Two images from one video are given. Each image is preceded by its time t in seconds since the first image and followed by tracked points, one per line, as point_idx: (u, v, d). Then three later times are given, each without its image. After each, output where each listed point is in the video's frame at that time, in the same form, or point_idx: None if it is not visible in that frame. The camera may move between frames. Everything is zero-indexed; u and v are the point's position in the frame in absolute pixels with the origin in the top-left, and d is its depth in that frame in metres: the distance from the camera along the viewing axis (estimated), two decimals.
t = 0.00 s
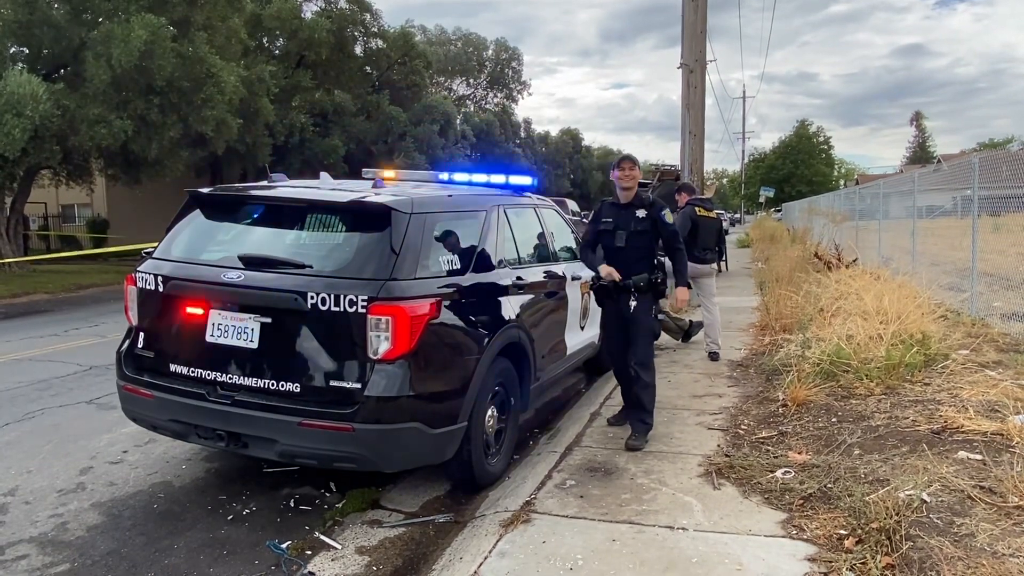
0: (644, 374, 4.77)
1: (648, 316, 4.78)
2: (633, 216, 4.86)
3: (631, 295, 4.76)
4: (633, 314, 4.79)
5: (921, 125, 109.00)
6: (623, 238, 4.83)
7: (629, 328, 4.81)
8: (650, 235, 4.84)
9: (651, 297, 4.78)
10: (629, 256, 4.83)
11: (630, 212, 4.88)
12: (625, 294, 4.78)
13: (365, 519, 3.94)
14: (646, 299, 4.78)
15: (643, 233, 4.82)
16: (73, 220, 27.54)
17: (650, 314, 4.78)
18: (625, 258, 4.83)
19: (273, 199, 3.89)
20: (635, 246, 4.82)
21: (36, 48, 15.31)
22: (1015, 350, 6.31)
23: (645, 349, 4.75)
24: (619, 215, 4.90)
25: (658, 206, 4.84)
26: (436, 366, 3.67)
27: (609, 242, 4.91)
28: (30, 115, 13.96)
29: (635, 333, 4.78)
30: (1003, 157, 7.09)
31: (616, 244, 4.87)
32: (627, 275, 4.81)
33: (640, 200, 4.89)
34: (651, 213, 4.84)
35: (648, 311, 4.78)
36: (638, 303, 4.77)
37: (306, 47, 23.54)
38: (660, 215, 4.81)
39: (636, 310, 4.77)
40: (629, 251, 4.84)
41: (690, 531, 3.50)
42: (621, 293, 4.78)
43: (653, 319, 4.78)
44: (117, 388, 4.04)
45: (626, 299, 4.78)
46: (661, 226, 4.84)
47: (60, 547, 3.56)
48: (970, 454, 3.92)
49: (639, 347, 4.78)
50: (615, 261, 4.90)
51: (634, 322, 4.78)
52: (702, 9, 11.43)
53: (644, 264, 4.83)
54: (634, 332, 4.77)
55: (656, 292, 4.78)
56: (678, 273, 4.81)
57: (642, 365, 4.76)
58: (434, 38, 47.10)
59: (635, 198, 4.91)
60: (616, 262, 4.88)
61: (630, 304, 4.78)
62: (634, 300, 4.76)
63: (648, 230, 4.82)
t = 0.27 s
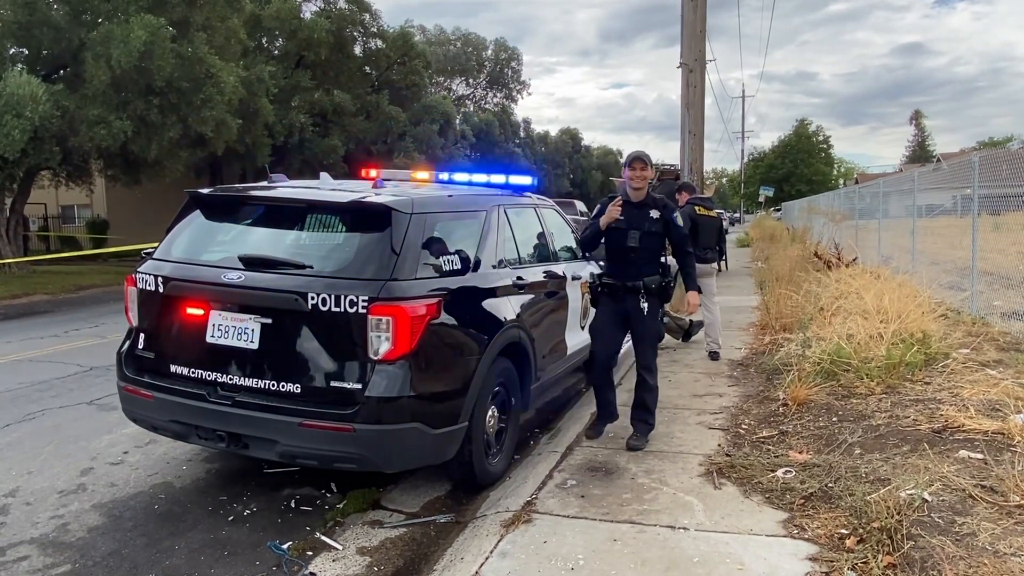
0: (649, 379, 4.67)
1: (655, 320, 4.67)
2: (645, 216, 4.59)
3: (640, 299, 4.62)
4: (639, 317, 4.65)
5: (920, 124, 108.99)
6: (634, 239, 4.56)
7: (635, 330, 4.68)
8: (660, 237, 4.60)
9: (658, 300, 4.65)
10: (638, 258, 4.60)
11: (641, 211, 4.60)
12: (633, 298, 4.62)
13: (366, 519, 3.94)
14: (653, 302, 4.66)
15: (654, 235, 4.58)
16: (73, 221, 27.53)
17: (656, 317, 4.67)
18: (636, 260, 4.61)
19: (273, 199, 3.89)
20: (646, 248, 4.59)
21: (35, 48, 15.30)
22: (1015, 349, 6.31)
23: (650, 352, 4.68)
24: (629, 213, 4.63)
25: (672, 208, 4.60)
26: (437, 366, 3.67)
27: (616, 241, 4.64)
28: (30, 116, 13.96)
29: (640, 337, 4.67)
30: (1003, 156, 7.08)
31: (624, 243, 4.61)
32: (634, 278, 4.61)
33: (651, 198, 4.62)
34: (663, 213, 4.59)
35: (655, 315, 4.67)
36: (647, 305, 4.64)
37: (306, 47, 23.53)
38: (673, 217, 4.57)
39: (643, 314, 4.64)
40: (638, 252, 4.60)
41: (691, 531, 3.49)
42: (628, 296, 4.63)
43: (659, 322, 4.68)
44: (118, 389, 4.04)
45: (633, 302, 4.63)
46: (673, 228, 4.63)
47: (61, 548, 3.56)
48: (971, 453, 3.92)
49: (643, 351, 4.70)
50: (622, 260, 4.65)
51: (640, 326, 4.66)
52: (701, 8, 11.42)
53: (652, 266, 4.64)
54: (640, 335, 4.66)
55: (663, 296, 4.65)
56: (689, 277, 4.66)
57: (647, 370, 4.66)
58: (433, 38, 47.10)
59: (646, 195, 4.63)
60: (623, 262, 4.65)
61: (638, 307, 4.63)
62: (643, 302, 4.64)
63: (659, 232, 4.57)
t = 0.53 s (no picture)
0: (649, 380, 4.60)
1: (656, 324, 4.50)
2: (649, 219, 4.44)
3: (643, 303, 4.43)
4: (640, 321, 4.46)
5: (920, 124, 109.06)
6: (638, 242, 4.38)
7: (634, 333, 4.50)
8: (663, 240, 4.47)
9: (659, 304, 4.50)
10: (642, 262, 4.41)
11: (644, 213, 4.44)
12: (636, 302, 4.42)
13: (366, 520, 3.94)
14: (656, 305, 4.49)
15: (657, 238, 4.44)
16: (73, 222, 27.56)
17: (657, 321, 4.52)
18: (641, 263, 4.42)
19: (273, 199, 3.89)
20: (650, 251, 4.42)
21: (34, 49, 15.31)
22: (1015, 349, 6.31)
23: (650, 356, 4.52)
24: (632, 215, 4.43)
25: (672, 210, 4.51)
26: (437, 366, 3.67)
27: (618, 244, 4.41)
28: (29, 117, 13.97)
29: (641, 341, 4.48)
30: (1002, 155, 7.08)
31: (627, 246, 4.40)
32: (638, 281, 4.41)
33: (652, 200, 4.49)
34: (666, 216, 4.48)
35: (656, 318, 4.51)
36: (649, 309, 4.46)
37: (305, 47, 23.55)
38: (675, 220, 4.48)
39: (646, 318, 4.46)
40: (641, 255, 4.42)
41: (691, 531, 3.49)
42: (631, 300, 4.42)
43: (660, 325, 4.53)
44: (117, 389, 4.04)
45: (636, 306, 4.43)
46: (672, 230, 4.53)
47: (61, 548, 3.56)
48: (970, 452, 3.92)
49: (643, 354, 4.54)
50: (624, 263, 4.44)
51: (641, 329, 4.48)
52: (700, 8, 11.42)
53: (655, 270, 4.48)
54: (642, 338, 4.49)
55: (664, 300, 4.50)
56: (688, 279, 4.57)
57: (647, 372, 4.58)
58: (432, 38, 47.14)
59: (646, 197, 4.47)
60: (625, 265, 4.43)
61: (641, 311, 4.44)
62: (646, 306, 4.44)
63: (662, 235, 4.44)
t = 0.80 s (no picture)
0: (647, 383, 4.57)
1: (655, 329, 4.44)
2: (642, 223, 4.28)
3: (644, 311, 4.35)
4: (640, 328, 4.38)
5: (919, 124, 109.09)
6: (635, 249, 4.24)
7: (633, 341, 4.41)
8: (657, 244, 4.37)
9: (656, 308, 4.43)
10: (639, 268, 4.29)
11: (636, 218, 4.29)
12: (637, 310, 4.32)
13: (365, 520, 3.94)
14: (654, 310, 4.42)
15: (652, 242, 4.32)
16: (72, 222, 27.59)
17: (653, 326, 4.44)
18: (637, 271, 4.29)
19: (273, 201, 3.89)
20: (646, 257, 4.30)
21: (34, 50, 15.31)
22: (1014, 349, 6.31)
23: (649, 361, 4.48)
24: (624, 221, 4.26)
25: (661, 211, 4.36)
26: (437, 366, 3.67)
27: (613, 252, 4.26)
28: (29, 118, 13.97)
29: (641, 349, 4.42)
30: (1002, 155, 7.08)
31: (622, 253, 4.26)
32: (637, 289, 4.31)
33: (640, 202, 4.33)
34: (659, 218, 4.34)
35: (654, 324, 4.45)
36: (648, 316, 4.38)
37: (304, 48, 23.55)
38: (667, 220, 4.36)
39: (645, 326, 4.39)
40: (637, 262, 4.29)
41: (691, 531, 3.50)
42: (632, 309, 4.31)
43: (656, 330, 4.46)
44: (117, 390, 4.04)
45: (637, 315, 4.34)
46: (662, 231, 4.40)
47: (61, 549, 3.56)
48: (969, 452, 3.93)
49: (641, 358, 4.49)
50: (620, 272, 4.29)
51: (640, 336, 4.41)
52: (699, 9, 11.43)
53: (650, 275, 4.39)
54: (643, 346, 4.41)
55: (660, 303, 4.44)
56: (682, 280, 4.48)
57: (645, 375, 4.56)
58: (432, 39, 47.14)
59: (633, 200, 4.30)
60: (622, 274, 4.29)
61: (641, 318, 4.36)
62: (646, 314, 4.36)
63: (657, 237, 4.33)
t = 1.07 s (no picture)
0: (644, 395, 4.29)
1: (646, 333, 4.24)
2: (624, 220, 4.18)
3: (631, 312, 4.19)
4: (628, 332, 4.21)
5: (919, 125, 109.10)
6: (617, 247, 4.14)
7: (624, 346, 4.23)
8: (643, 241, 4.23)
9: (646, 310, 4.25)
10: (624, 267, 4.17)
11: (618, 214, 4.19)
12: (624, 311, 4.17)
13: (365, 520, 3.94)
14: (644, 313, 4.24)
15: (636, 239, 4.19)
16: (72, 223, 27.61)
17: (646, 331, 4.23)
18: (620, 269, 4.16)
19: (272, 201, 3.90)
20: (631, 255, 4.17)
21: (34, 50, 15.31)
22: (1014, 349, 6.32)
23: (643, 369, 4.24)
24: (605, 218, 4.19)
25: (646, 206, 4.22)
26: (436, 367, 3.68)
27: (596, 252, 4.17)
28: (28, 118, 13.97)
29: (633, 354, 4.22)
30: (1001, 156, 7.08)
31: (605, 252, 4.16)
32: (624, 290, 4.17)
33: (623, 199, 4.23)
34: (643, 214, 4.21)
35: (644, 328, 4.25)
36: (637, 318, 4.21)
37: (304, 49, 23.56)
38: (651, 215, 4.22)
39: (635, 329, 4.21)
40: (622, 261, 4.18)
41: (690, 531, 3.50)
42: (619, 309, 4.16)
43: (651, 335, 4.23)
44: (117, 390, 4.04)
45: (624, 316, 4.18)
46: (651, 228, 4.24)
47: (60, 549, 3.57)
48: (968, 452, 3.93)
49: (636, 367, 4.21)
50: (606, 271, 4.18)
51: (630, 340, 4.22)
52: (699, 9, 11.45)
53: (638, 274, 4.24)
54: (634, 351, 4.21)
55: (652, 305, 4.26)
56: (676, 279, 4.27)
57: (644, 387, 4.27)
58: (431, 39, 47.16)
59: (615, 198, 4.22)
60: (607, 273, 4.18)
61: (629, 321, 4.20)
62: (633, 316, 4.21)
63: (641, 234, 4.20)
